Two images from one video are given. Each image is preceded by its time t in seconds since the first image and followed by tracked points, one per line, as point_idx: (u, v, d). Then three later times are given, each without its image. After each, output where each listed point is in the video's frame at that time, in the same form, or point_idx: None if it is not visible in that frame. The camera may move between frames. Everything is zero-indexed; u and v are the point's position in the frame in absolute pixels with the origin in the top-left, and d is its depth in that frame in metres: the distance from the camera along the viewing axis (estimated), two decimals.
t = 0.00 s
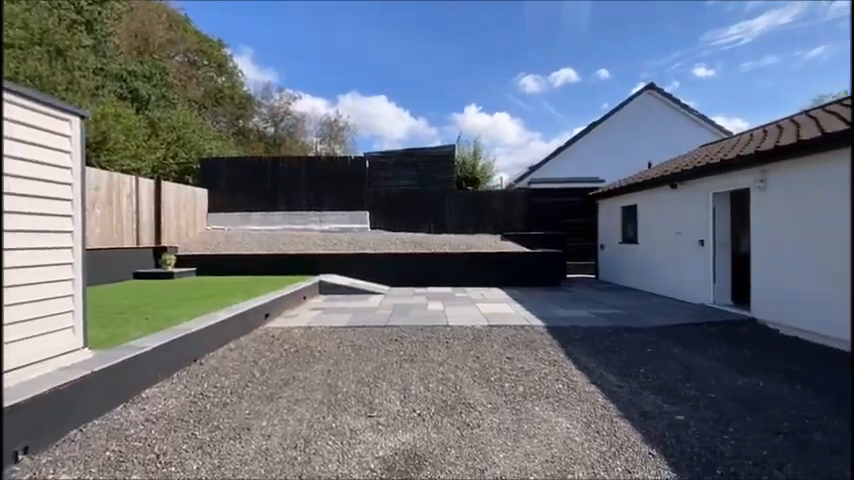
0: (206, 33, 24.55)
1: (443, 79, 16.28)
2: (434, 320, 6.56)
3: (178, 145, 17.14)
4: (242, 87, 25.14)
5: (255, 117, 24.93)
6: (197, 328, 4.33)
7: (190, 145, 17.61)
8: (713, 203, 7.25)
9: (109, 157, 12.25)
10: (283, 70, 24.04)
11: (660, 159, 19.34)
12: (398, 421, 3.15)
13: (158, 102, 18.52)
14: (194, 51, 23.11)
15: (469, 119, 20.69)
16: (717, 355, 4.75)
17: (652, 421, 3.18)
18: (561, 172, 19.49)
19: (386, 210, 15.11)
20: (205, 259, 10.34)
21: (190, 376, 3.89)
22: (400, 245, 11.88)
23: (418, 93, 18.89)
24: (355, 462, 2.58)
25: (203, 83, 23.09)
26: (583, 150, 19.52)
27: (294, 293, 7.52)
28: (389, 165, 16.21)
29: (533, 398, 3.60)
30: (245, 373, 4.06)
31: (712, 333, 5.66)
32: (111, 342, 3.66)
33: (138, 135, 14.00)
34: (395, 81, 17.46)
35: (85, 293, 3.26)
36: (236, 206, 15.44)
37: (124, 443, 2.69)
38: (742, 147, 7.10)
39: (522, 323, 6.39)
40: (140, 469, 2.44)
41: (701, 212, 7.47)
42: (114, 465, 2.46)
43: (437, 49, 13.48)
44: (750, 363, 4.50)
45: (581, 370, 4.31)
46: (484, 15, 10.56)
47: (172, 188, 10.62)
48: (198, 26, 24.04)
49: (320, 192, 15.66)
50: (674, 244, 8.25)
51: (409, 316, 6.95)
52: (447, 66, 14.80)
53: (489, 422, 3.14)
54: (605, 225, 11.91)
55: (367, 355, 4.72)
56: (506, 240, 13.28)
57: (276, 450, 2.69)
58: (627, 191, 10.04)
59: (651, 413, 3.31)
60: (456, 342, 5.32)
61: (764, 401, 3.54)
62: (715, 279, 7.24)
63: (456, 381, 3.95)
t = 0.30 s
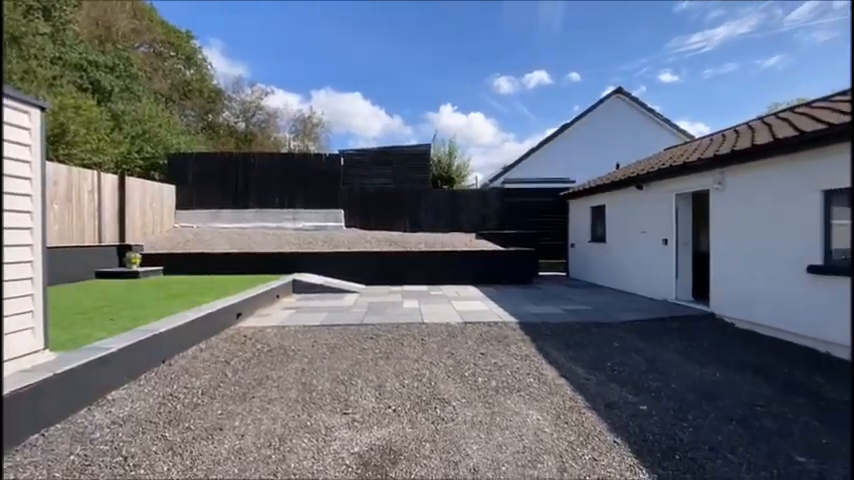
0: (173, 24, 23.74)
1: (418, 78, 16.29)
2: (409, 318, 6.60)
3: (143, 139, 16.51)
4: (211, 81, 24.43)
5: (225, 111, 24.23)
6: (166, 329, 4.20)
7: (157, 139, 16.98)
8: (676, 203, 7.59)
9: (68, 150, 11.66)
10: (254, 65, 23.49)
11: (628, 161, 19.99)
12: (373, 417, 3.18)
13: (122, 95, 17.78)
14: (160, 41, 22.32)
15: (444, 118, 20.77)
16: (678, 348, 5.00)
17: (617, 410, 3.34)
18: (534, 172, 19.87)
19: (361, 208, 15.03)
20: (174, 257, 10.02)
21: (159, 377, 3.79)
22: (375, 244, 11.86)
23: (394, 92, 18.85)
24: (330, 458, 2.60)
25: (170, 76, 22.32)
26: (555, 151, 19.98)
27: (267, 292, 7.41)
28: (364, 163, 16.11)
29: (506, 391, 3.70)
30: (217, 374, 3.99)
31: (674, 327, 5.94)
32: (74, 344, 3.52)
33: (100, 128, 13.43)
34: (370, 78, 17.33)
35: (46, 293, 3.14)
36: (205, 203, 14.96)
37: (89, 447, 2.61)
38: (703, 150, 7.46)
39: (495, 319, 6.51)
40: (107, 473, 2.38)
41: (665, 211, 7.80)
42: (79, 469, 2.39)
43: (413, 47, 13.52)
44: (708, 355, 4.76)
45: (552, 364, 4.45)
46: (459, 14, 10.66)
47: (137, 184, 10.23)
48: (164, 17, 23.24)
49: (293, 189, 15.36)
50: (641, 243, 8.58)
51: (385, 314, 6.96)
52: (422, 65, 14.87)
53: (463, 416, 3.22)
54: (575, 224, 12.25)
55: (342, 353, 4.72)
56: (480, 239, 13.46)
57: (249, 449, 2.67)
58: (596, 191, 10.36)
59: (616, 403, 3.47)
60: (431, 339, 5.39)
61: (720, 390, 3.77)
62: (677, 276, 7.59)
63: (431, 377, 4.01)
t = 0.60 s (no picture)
0: (138, 14, 22.84)
1: (394, 77, 16.27)
2: (385, 316, 6.65)
3: (106, 133, 15.83)
4: (179, 74, 23.67)
5: (194, 106, 23.49)
6: (136, 329, 4.12)
7: (121, 133, 16.32)
8: (641, 204, 7.93)
9: (27, 144, 11.06)
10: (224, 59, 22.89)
11: (597, 162, 20.59)
12: (350, 413, 3.23)
13: (82, 86, 16.97)
14: (124, 31, 21.47)
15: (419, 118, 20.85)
16: (642, 342, 5.26)
17: (585, 401, 3.50)
18: (507, 173, 20.20)
19: (336, 207, 14.91)
20: (141, 256, 9.70)
21: (128, 379, 3.71)
22: (350, 242, 11.82)
23: (370, 90, 18.79)
24: (307, 454, 2.64)
25: (135, 68, 21.50)
26: (527, 152, 20.39)
27: (240, 291, 7.30)
28: (339, 161, 15.98)
29: (479, 385, 3.82)
30: (189, 374, 3.93)
31: (639, 322, 6.23)
32: (36, 346, 3.39)
33: (59, 121, 12.87)
34: (346, 76, 17.20)
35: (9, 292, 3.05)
36: (174, 200, 14.59)
37: (57, 449, 2.56)
38: (666, 154, 7.82)
39: (469, 316, 6.64)
40: (76, 475, 2.34)
41: (631, 212, 8.15)
42: (47, 472, 2.34)
43: (388, 47, 13.53)
44: (669, 348, 5.03)
45: (523, 358, 4.60)
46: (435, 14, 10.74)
47: (101, 180, 9.87)
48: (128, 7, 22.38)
49: (266, 187, 15.11)
50: (609, 242, 8.91)
51: (360, 312, 6.98)
52: (398, 63, 14.88)
53: (438, 409, 3.31)
54: (547, 223, 12.58)
55: (318, 352, 4.73)
56: (455, 238, 13.61)
57: (225, 447, 2.67)
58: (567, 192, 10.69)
59: (583, 394, 3.64)
60: (407, 336, 5.46)
61: (679, 380, 4.01)
62: (642, 273, 7.94)
63: (406, 373, 4.09)
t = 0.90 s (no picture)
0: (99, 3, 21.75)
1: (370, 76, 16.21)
2: (361, 315, 6.67)
3: (65, 127, 15.11)
4: (144, 66, 22.73)
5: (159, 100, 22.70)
6: (103, 330, 4.02)
7: (81, 127, 15.59)
8: (608, 204, 8.25)
9: None
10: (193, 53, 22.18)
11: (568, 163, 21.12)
12: (327, 410, 3.27)
13: (39, 77, 16.01)
14: (84, 20, 20.17)
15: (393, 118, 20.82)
16: (608, 336, 5.51)
17: (554, 393, 3.67)
18: (481, 173, 20.45)
19: (311, 206, 14.72)
20: (105, 255, 9.33)
21: (95, 382, 3.61)
22: (325, 241, 11.74)
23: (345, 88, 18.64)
24: (284, 450, 2.67)
25: (97, 59, 20.29)
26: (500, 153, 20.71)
27: (212, 291, 7.16)
28: (312, 159, 15.79)
29: (453, 380, 3.93)
30: (160, 375, 3.86)
31: (606, 318, 6.51)
32: None
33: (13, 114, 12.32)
34: (321, 73, 17.01)
35: None
36: (140, 198, 14.07)
37: (23, 454, 2.49)
38: (632, 157, 8.17)
39: (444, 314, 6.76)
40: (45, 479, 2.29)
41: (599, 212, 8.46)
42: (13, 477, 2.29)
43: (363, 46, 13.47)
44: (633, 342, 5.29)
45: (497, 354, 4.75)
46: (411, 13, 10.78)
47: (61, 176, 9.43)
48: None
49: (238, 184, 14.79)
50: (578, 241, 9.21)
51: (335, 312, 6.97)
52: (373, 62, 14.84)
53: (413, 404, 3.40)
54: (520, 223, 12.85)
55: (294, 351, 4.72)
56: (431, 237, 13.71)
57: (201, 446, 2.67)
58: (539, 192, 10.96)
59: (553, 386, 3.81)
60: (383, 334, 5.52)
61: (641, 371, 4.24)
62: (610, 271, 8.28)
63: (383, 370, 4.15)
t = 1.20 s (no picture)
0: None
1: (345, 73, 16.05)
2: (336, 315, 6.65)
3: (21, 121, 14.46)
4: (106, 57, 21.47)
5: (122, 93, 21.83)
6: (67, 334, 3.86)
7: (37, 121, 14.73)
8: (578, 205, 8.53)
9: None
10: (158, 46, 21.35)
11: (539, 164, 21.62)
12: (304, 410, 3.28)
13: None
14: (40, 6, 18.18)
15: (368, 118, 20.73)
16: (578, 332, 5.72)
17: (527, 388, 3.80)
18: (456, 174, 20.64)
19: (284, 205, 14.47)
20: (65, 256, 8.90)
21: (59, 388, 3.48)
22: (299, 241, 11.58)
23: (319, 86, 18.40)
24: (261, 451, 2.67)
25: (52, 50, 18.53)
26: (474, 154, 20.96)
27: (181, 293, 6.96)
28: (285, 157, 15.53)
29: (430, 377, 4.00)
30: (129, 380, 3.76)
31: (576, 314, 6.74)
32: None
33: None
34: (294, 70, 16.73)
35: None
36: (102, 195, 13.47)
37: None
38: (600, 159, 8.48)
39: (420, 313, 6.83)
40: None
41: (569, 212, 8.74)
42: None
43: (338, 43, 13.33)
44: (601, 337, 5.52)
45: (472, 351, 4.86)
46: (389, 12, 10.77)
47: (15, 174, 8.90)
48: None
49: (207, 182, 14.38)
50: (550, 240, 9.47)
51: (310, 312, 6.92)
52: (349, 60, 14.71)
53: (390, 402, 3.45)
54: (494, 223, 13.07)
55: (269, 352, 4.68)
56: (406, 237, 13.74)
57: (175, 450, 2.64)
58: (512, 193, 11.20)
59: (525, 381, 3.94)
60: (359, 334, 5.53)
61: (608, 365, 4.45)
62: (579, 270, 8.57)
63: (360, 370, 4.18)
